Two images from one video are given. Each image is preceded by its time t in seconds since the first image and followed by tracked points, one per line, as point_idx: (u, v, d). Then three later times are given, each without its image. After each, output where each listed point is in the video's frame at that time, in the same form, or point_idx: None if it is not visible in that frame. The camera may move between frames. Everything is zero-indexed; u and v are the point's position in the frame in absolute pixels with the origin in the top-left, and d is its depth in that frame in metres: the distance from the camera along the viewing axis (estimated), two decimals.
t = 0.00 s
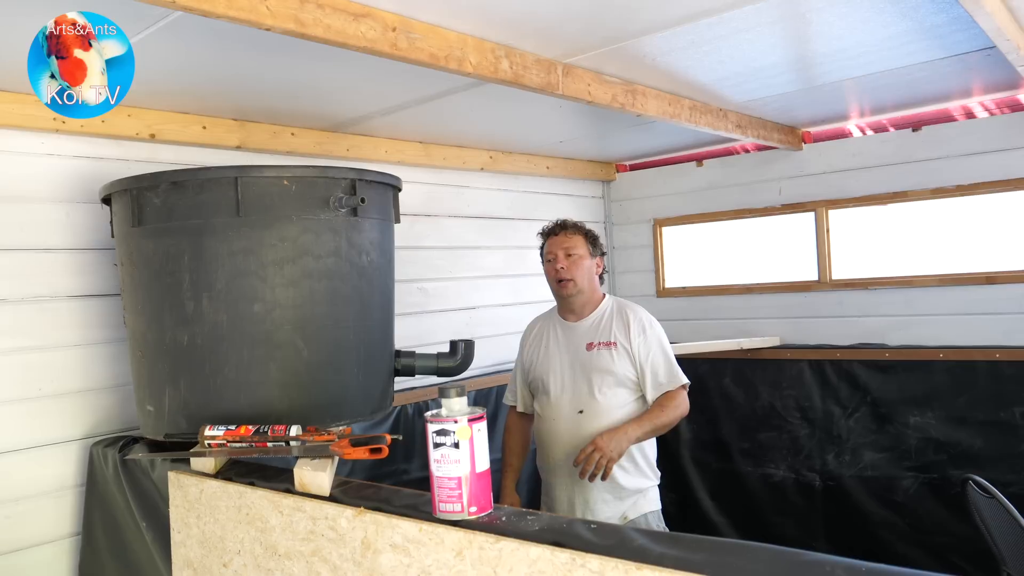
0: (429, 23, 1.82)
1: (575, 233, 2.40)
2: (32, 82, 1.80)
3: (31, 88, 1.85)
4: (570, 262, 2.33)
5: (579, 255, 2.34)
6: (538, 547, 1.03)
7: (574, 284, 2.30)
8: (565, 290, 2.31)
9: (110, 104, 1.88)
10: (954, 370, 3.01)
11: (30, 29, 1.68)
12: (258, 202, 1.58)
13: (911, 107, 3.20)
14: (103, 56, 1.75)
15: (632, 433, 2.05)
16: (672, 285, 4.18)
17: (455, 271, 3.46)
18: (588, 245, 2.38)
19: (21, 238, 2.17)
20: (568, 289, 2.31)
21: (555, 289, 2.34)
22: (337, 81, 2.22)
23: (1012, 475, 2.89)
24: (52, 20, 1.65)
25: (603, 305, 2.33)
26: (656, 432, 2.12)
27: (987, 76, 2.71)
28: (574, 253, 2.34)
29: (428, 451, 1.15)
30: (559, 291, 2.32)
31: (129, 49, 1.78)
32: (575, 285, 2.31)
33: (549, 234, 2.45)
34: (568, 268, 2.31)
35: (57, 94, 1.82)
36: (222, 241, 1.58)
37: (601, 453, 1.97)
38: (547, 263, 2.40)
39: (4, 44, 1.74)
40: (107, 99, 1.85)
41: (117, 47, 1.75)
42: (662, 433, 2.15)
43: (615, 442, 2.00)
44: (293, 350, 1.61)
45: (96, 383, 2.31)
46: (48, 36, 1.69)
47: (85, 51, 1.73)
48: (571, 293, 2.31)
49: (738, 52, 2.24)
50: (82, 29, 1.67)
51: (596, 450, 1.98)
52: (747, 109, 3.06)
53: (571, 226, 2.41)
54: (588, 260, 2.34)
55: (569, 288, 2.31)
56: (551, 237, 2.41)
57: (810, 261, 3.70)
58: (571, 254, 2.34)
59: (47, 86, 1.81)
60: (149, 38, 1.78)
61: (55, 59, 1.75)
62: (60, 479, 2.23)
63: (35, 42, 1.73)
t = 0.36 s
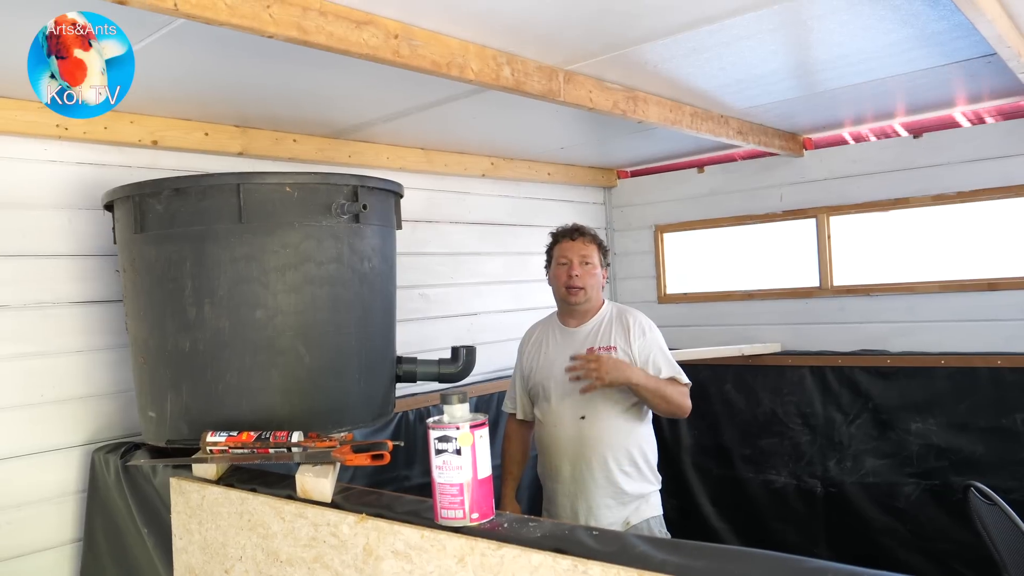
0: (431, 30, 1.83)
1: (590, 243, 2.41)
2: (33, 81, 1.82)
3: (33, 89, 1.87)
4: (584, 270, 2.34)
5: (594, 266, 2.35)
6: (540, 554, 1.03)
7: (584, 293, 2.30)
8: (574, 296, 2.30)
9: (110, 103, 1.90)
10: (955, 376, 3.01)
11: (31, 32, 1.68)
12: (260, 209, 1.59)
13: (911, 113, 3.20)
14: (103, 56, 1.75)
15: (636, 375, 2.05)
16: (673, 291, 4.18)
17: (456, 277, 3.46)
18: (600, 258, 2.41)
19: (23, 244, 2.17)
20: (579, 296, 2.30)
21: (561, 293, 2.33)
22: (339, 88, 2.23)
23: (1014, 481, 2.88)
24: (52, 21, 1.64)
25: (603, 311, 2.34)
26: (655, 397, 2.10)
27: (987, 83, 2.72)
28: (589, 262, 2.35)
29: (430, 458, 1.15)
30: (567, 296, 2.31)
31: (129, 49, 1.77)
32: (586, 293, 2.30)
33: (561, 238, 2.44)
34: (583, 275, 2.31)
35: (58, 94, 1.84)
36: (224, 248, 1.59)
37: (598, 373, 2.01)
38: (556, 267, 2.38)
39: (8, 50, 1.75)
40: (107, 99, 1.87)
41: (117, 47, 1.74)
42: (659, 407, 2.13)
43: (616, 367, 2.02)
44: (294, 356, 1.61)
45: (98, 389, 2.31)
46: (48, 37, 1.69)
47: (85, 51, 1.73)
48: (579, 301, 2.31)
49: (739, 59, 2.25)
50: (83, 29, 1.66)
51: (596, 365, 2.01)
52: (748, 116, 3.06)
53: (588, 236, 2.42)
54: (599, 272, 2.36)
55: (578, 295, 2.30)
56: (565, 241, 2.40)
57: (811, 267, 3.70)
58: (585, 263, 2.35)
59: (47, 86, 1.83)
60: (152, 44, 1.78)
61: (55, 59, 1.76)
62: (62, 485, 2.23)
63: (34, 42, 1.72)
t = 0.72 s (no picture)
0: (432, 32, 1.83)
1: (597, 247, 2.42)
2: (33, 81, 1.81)
3: (33, 88, 1.87)
4: (589, 273, 2.34)
5: (599, 270, 2.36)
6: (541, 557, 1.03)
7: (587, 296, 2.30)
8: (576, 298, 2.30)
9: (110, 103, 1.88)
10: (955, 379, 3.01)
11: (30, 32, 1.68)
12: (261, 211, 1.59)
13: (912, 117, 3.21)
14: (103, 56, 1.75)
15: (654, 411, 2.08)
16: (673, 294, 4.18)
17: (457, 280, 3.46)
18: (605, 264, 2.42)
19: (24, 246, 2.17)
20: (581, 298, 2.30)
21: (564, 293, 2.32)
22: (340, 90, 2.24)
23: (1015, 485, 2.88)
24: (52, 21, 1.64)
25: (604, 315, 2.34)
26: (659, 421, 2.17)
27: (988, 86, 2.72)
28: (594, 266, 2.36)
29: (431, 460, 1.15)
30: (569, 297, 2.31)
31: (129, 49, 1.78)
32: (588, 296, 2.31)
33: (569, 239, 2.45)
34: (587, 278, 2.32)
35: (57, 94, 1.84)
36: (225, 250, 1.59)
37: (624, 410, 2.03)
38: (561, 267, 2.39)
39: (8, 50, 1.75)
40: (107, 99, 1.86)
41: (117, 47, 1.74)
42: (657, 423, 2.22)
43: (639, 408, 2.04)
44: (296, 358, 1.61)
45: (99, 391, 2.31)
46: (48, 37, 1.68)
47: (85, 51, 1.72)
48: (580, 303, 2.31)
49: (741, 62, 2.25)
50: (83, 29, 1.66)
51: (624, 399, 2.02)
52: (749, 119, 3.07)
53: (596, 241, 2.43)
54: (603, 277, 2.37)
55: (581, 297, 2.30)
56: (573, 243, 2.41)
57: (812, 270, 3.70)
58: (591, 266, 2.36)
59: (47, 86, 1.82)
60: (153, 45, 1.79)
61: (55, 59, 1.75)
62: (63, 486, 2.23)
63: (34, 42, 1.72)
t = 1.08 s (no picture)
0: (433, 30, 1.83)
1: (599, 246, 2.41)
2: (33, 81, 1.81)
3: (33, 89, 1.86)
4: (593, 273, 2.34)
5: (601, 270, 2.35)
6: (542, 555, 1.03)
7: (591, 297, 2.30)
8: (580, 300, 2.29)
9: (110, 103, 1.88)
10: (957, 379, 3.01)
11: (30, 31, 1.68)
12: (262, 209, 1.59)
13: (914, 116, 3.20)
14: (103, 56, 1.75)
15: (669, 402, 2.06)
16: (675, 293, 4.18)
17: (458, 279, 3.46)
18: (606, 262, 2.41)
19: (25, 244, 2.17)
20: (585, 300, 2.29)
21: (568, 295, 2.32)
22: (341, 88, 2.24)
23: (1017, 484, 2.88)
24: (52, 21, 1.64)
25: (607, 314, 2.34)
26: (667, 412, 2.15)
27: (990, 85, 2.71)
28: (597, 266, 2.36)
29: (432, 459, 1.15)
30: (574, 299, 2.30)
31: (129, 49, 1.77)
32: (593, 297, 2.30)
33: (570, 239, 2.43)
34: (591, 279, 2.31)
35: (58, 94, 1.83)
36: (227, 248, 1.59)
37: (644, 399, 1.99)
38: (564, 269, 2.38)
39: (8, 49, 1.75)
40: (107, 99, 1.86)
41: (117, 47, 1.74)
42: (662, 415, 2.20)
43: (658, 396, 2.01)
44: (297, 357, 1.61)
45: (100, 389, 2.31)
46: (48, 37, 1.69)
47: (85, 51, 1.73)
48: (585, 304, 2.30)
49: (743, 60, 2.24)
50: (83, 29, 1.66)
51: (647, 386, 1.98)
52: (751, 118, 3.06)
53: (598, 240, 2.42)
54: (606, 277, 2.36)
55: (585, 299, 2.29)
56: (575, 244, 2.39)
57: (813, 269, 3.69)
58: (594, 266, 2.35)
59: (47, 86, 1.81)
60: (153, 43, 1.79)
61: (55, 59, 1.75)
62: (65, 485, 2.23)
63: (35, 42, 1.72)
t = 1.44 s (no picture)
0: (433, 26, 1.83)
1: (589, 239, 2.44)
2: (33, 81, 1.81)
3: (33, 88, 1.86)
4: (585, 264, 2.36)
5: (594, 259, 2.37)
6: (541, 551, 1.03)
7: (587, 286, 2.31)
8: (577, 289, 2.30)
9: (110, 103, 1.89)
10: (957, 375, 3.00)
11: (29, 31, 1.68)
12: (261, 205, 1.58)
13: (914, 112, 3.20)
14: (104, 56, 1.75)
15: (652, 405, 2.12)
16: (674, 290, 4.17)
17: (457, 275, 3.46)
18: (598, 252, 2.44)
19: (23, 241, 2.17)
20: (581, 289, 2.30)
21: (564, 288, 2.33)
22: (340, 84, 2.23)
23: (1016, 481, 2.88)
24: (52, 21, 1.64)
25: (605, 310, 2.34)
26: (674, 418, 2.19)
27: (990, 82, 2.71)
28: (588, 256, 2.38)
29: (431, 456, 1.15)
30: (571, 290, 2.31)
31: (129, 49, 1.78)
32: (588, 286, 2.31)
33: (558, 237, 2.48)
34: (583, 269, 2.33)
35: (58, 94, 1.84)
36: (225, 244, 1.58)
37: (614, 418, 2.10)
38: (558, 264, 2.40)
39: (7, 47, 1.75)
40: (107, 99, 1.87)
41: (117, 47, 1.75)
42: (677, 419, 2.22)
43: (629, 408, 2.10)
44: (296, 353, 1.61)
45: (99, 386, 2.31)
46: (48, 36, 1.69)
47: (85, 51, 1.73)
48: (582, 294, 2.31)
49: (742, 56, 2.24)
50: (83, 29, 1.67)
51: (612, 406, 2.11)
52: (750, 114, 3.06)
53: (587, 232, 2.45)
54: (599, 266, 2.38)
55: (580, 287, 2.30)
56: (565, 238, 2.43)
57: (813, 266, 3.69)
58: (586, 257, 2.38)
59: (47, 86, 1.82)
60: (152, 40, 1.78)
61: (55, 59, 1.76)
62: (64, 482, 2.23)
63: (34, 42, 1.72)
